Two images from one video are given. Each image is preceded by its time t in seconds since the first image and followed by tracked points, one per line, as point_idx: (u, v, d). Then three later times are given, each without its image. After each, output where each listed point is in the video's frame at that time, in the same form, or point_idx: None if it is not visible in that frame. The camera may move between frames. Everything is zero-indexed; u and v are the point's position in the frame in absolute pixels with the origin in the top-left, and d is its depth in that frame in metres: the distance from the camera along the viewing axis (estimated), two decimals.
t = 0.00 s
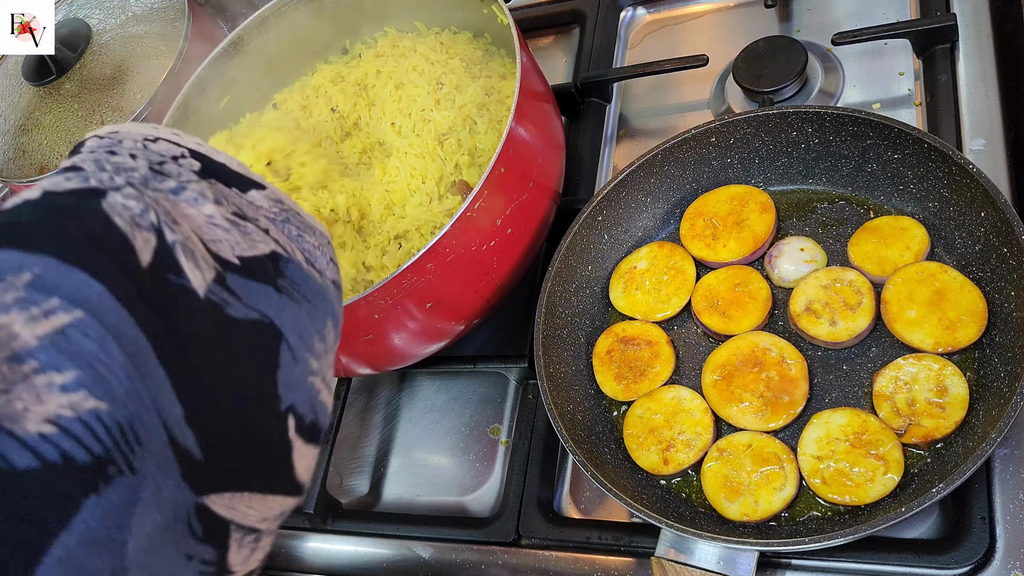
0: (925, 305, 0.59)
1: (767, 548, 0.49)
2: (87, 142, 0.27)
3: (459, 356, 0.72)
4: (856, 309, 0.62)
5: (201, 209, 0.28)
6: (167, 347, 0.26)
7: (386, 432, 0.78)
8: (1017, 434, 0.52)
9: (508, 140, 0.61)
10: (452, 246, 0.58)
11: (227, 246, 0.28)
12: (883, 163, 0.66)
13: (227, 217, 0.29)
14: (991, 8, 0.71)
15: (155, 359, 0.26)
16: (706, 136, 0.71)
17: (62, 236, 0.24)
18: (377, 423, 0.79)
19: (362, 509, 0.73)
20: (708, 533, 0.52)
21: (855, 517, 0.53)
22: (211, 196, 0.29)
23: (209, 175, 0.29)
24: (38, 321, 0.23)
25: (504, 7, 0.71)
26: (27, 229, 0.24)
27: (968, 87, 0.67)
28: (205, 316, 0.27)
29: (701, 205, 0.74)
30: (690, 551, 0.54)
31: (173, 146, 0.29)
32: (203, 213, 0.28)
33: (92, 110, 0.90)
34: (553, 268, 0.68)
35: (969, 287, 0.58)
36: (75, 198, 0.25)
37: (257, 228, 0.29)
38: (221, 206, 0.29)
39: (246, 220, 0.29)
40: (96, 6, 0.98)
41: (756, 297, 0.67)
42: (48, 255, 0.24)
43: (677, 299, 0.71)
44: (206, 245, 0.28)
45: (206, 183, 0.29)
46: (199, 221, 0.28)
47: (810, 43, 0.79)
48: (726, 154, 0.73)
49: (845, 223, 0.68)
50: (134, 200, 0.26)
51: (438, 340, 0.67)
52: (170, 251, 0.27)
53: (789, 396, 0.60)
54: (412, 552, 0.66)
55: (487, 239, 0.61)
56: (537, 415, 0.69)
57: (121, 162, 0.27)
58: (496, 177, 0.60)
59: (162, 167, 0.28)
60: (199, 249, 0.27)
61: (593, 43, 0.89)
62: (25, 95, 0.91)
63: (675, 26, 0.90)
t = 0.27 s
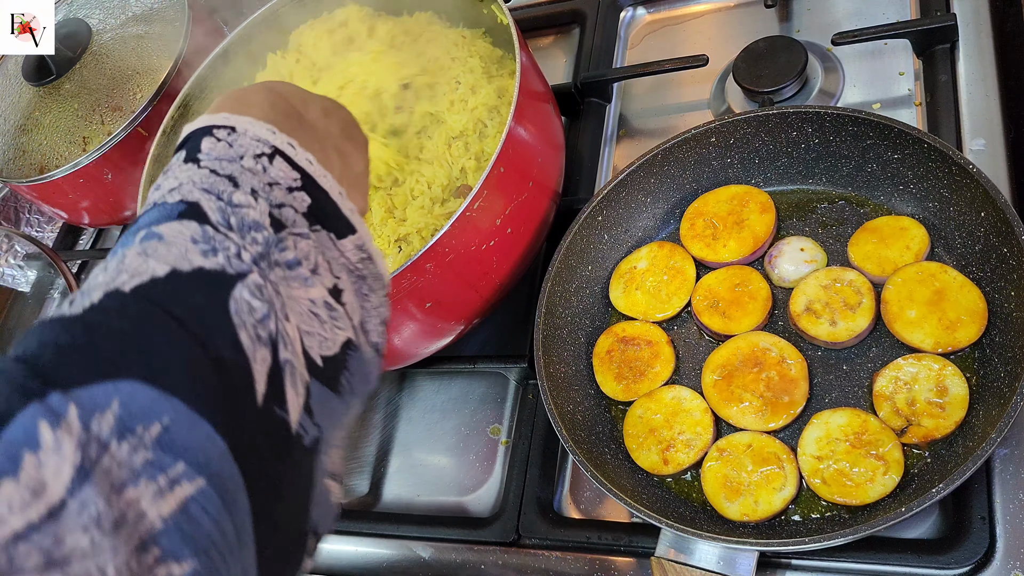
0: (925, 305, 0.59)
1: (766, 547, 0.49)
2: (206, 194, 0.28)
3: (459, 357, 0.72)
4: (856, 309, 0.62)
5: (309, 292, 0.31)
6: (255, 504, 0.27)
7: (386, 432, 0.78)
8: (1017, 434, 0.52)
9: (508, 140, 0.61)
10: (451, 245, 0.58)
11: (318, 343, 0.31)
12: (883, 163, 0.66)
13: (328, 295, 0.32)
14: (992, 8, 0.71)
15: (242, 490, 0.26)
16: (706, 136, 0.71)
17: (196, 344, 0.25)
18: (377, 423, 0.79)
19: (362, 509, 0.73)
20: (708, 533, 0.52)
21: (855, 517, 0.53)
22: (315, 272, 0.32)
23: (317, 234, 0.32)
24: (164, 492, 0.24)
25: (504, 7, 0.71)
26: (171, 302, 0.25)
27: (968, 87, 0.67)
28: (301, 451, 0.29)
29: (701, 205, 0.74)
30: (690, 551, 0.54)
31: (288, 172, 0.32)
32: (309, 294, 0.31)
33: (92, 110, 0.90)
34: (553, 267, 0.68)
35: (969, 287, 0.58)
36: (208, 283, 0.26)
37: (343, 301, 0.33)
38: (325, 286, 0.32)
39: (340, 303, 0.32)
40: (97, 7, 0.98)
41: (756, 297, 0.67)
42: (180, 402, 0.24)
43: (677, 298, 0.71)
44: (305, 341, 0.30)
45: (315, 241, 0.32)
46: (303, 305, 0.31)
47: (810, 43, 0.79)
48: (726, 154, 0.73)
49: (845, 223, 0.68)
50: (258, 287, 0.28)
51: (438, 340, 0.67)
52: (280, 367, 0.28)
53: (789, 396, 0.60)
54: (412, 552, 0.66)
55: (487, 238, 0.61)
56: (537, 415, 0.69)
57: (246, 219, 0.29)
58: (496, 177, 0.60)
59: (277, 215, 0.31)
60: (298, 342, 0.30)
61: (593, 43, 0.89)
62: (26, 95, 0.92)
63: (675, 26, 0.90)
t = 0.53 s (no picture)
0: (925, 305, 0.59)
1: (767, 548, 0.49)
2: (55, 287, 0.26)
3: (459, 357, 0.72)
4: (856, 309, 0.62)
5: (220, 320, 0.27)
6: (263, 569, 0.25)
7: (386, 432, 0.78)
8: (1017, 434, 0.52)
9: (507, 140, 0.61)
10: (450, 245, 0.58)
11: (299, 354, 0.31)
12: (883, 163, 0.66)
13: (243, 317, 0.28)
14: (991, 8, 0.71)
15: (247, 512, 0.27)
16: (705, 136, 0.71)
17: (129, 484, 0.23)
18: (377, 423, 0.79)
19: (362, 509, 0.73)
20: (708, 533, 0.52)
21: (855, 517, 0.53)
22: (215, 293, 0.28)
23: (187, 237, 0.28)
24: None
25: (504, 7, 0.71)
26: (69, 429, 0.23)
27: (968, 87, 0.67)
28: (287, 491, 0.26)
29: (701, 205, 0.74)
30: (690, 551, 0.54)
31: (115, 188, 0.28)
32: (222, 323, 0.27)
33: (92, 110, 0.90)
34: (553, 267, 0.68)
35: (969, 287, 0.58)
36: (102, 388, 0.24)
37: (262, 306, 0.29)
38: (234, 304, 0.28)
39: (261, 310, 0.29)
40: (96, 6, 0.98)
41: (756, 297, 0.67)
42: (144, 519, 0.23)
43: (677, 298, 0.71)
44: (246, 379, 0.28)
45: (191, 248, 0.28)
46: (223, 339, 0.27)
47: (810, 43, 0.79)
48: (726, 154, 0.73)
49: (845, 223, 0.68)
50: (164, 358, 0.25)
51: (437, 340, 0.67)
52: (241, 429, 0.26)
53: (789, 396, 0.60)
54: (412, 552, 0.66)
55: (486, 238, 0.61)
56: (537, 415, 0.69)
57: (104, 284, 0.26)
58: (495, 176, 0.60)
59: (134, 252, 0.27)
60: (235, 384, 0.27)
61: (593, 43, 0.89)
62: (25, 95, 0.92)
63: (675, 26, 0.90)
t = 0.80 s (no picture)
0: (925, 305, 0.59)
1: (767, 547, 0.49)
2: (171, 284, 0.33)
3: (459, 357, 0.72)
4: (856, 309, 0.62)
5: (286, 328, 0.34)
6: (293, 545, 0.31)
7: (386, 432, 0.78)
8: (1017, 434, 0.52)
9: (506, 139, 0.61)
10: (449, 244, 0.58)
11: (316, 373, 0.34)
12: (883, 163, 0.66)
13: (304, 329, 0.34)
14: (992, 8, 0.71)
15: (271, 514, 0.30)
16: (706, 136, 0.71)
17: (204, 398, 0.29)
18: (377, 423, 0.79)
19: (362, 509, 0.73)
20: (707, 533, 0.52)
21: (855, 517, 0.53)
22: (287, 308, 0.34)
23: (274, 268, 0.35)
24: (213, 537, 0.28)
25: (504, 7, 0.71)
26: (166, 376, 0.29)
27: (968, 87, 0.67)
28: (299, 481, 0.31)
29: (701, 205, 0.74)
30: (690, 551, 0.54)
31: (231, 227, 0.35)
32: (287, 330, 0.34)
33: (92, 110, 0.90)
34: (553, 267, 0.68)
35: (969, 287, 0.58)
36: (196, 350, 0.30)
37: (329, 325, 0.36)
38: (297, 318, 0.34)
39: (319, 328, 0.35)
40: (97, 7, 0.98)
41: (756, 297, 0.67)
42: (213, 456, 0.29)
43: (677, 298, 0.71)
44: (300, 374, 0.33)
45: (276, 276, 0.34)
46: (286, 341, 0.33)
47: (810, 43, 0.79)
48: (726, 154, 0.73)
49: (845, 223, 0.68)
50: (243, 341, 0.31)
51: (437, 339, 0.67)
52: (287, 406, 0.32)
53: (789, 396, 0.60)
54: (412, 552, 0.66)
55: (485, 237, 0.61)
56: (537, 415, 0.69)
57: (207, 286, 0.33)
58: (494, 176, 0.60)
59: (234, 270, 0.33)
60: (291, 376, 0.33)
61: (593, 43, 0.89)
62: (26, 95, 0.92)
63: (675, 26, 0.90)
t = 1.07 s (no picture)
0: (925, 305, 0.59)
1: (767, 547, 0.49)
2: (39, 349, 0.25)
3: (459, 357, 0.72)
4: (856, 309, 0.62)
5: (217, 379, 0.27)
6: None
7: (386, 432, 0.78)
8: (1017, 434, 0.52)
9: (506, 139, 0.61)
10: (449, 244, 0.58)
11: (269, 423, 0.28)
12: (883, 163, 0.66)
13: (241, 372, 0.28)
14: (991, 7, 0.71)
15: None
16: (705, 136, 0.71)
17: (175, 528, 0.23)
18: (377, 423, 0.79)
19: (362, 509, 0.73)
20: (708, 533, 0.52)
21: (855, 517, 0.53)
22: (208, 348, 0.27)
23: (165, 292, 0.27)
24: None
25: (503, 7, 0.71)
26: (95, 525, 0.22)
27: (968, 87, 0.67)
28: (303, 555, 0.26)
29: (701, 205, 0.74)
30: (691, 551, 0.54)
31: (86, 242, 0.26)
32: (221, 381, 0.27)
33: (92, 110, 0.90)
34: (553, 267, 0.68)
35: (969, 287, 0.58)
36: (132, 454, 0.24)
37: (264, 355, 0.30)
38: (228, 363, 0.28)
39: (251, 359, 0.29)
40: (96, 7, 0.98)
41: (756, 297, 0.67)
42: None
43: (677, 298, 0.71)
44: (249, 438, 0.27)
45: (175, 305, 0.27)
46: (222, 398, 0.27)
47: (810, 43, 0.79)
48: (726, 154, 0.73)
49: (845, 223, 0.68)
50: (187, 424, 0.25)
51: (437, 339, 0.67)
52: (266, 490, 0.26)
53: (789, 396, 0.60)
54: (412, 552, 0.66)
55: (485, 237, 0.61)
56: (537, 416, 0.69)
57: (100, 348, 0.25)
58: (493, 175, 0.60)
59: (120, 310, 0.26)
60: (243, 445, 0.27)
61: (593, 43, 0.89)
62: (25, 95, 0.92)
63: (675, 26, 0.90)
